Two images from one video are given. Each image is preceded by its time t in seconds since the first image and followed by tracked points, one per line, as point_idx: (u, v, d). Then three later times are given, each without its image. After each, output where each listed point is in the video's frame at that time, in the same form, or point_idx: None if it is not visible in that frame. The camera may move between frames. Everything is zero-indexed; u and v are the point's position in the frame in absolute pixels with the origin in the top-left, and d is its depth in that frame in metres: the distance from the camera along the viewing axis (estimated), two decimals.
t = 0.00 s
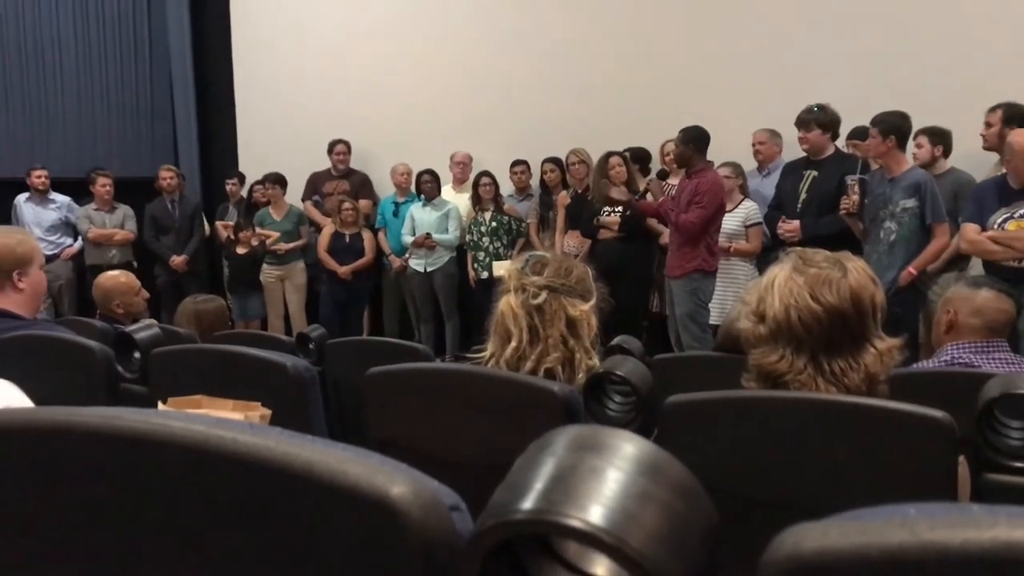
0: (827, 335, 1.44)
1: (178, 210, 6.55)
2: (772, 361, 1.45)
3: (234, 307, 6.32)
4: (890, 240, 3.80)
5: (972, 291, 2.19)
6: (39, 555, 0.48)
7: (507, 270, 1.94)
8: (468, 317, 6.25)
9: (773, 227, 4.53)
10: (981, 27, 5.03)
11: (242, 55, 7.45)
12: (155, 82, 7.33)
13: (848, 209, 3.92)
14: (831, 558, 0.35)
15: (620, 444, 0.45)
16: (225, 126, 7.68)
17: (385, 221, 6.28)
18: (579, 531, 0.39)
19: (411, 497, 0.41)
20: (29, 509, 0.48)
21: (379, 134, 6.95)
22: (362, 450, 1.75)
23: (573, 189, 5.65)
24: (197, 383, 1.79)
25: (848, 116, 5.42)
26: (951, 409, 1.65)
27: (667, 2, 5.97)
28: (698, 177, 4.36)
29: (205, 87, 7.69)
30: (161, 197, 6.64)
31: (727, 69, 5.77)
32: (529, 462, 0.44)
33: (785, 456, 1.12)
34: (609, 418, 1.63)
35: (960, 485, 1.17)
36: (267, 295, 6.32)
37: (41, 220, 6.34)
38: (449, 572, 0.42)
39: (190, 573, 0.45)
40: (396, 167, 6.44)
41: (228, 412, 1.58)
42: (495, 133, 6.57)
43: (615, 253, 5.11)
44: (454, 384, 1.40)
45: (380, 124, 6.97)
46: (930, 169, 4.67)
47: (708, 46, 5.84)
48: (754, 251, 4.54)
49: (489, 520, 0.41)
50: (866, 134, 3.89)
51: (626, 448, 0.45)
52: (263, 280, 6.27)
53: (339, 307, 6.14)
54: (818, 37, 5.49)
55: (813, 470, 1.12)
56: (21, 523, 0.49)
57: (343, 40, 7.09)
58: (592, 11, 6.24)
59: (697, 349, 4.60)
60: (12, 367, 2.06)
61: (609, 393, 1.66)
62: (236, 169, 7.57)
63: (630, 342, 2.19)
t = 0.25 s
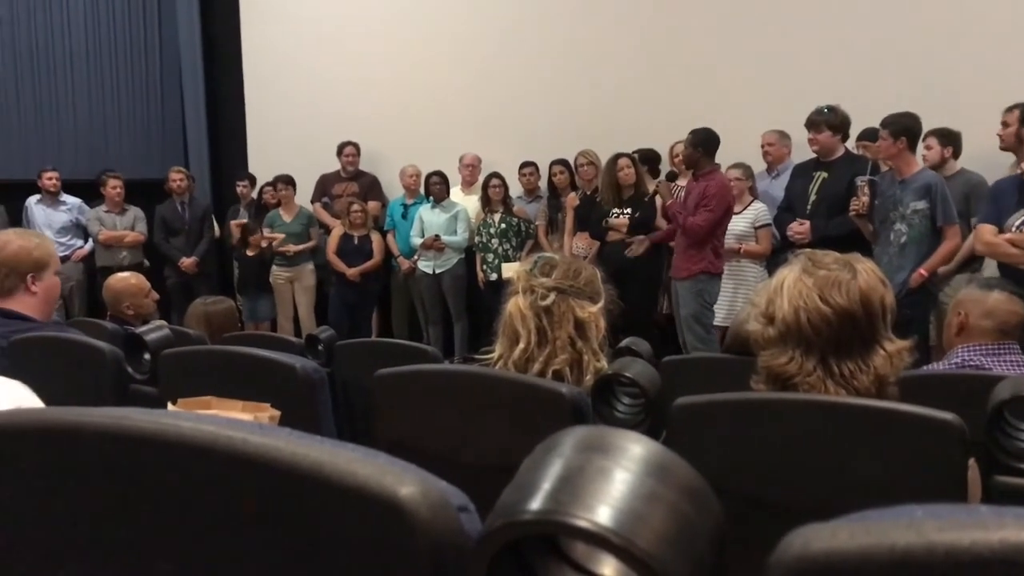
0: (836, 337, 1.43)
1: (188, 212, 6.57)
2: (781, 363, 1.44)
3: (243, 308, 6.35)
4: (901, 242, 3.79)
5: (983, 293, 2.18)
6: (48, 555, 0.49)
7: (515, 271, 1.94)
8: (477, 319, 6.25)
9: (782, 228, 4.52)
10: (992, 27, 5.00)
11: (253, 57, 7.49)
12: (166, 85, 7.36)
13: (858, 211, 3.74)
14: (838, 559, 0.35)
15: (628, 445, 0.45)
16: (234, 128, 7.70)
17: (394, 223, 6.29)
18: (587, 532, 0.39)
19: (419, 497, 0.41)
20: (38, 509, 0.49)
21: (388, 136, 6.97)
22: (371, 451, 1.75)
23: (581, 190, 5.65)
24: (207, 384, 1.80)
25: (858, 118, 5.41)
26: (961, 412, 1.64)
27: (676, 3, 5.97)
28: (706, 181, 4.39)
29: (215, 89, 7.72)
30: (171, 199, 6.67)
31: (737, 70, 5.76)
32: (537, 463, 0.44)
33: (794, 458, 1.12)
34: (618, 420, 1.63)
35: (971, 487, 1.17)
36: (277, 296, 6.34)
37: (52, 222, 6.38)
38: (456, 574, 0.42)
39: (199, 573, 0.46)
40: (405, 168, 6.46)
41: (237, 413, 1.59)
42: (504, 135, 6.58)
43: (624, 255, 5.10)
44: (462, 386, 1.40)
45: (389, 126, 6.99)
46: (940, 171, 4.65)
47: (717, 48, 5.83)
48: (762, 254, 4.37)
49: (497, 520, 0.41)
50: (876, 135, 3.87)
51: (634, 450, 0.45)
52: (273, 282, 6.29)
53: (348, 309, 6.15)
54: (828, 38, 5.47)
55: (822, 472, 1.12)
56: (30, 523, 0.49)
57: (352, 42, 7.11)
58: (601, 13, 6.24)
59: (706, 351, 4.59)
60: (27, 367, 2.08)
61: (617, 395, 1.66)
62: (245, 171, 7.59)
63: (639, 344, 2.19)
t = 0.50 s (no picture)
0: (844, 338, 1.43)
1: (196, 213, 6.59)
2: (789, 365, 1.44)
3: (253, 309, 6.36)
4: (909, 243, 3.78)
5: (991, 294, 2.17)
6: (58, 553, 0.49)
7: (523, 273, 1.94)
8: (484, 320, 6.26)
9: (790, 229, 4.51)
10: (1001, 28, 4.98)
11: (261, 59, 7.51)
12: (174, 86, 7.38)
13: (866, 212, 3.69)
14: (845, 560, 0.35)
15: (635, 445, 0.45)
16: (243, 130, 7.72)
17: (402, 224, 6.30)
18: (594, 532, 0.39)
19: (426, 498, 0.42)
20: (45, 510, 0.49)
21: (396, 137, 6.99)
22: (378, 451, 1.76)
23: (589, 191, 5.65)
24: (214, 384, 1.80)
25: (866, 118, 5.39)
26: (971, 414, 1.64)
27: (683, 5, 5.96)
28: (711, 181, 4.36)
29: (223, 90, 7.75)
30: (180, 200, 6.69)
31: (745, 72, 5.76)
32: (544, 464, 0.44)
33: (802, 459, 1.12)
34: (625, 421, 1.63)
35: (980, 489, 1.17)
36: (286, 297, 6.36)
37: (61, 224, 6.41)
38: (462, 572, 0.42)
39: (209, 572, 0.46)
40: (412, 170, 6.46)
41: (244, 413, 1.59)
42: (511, 136, 6.58)
43: (631, 256, 5.10)
44: (469, 387, 1.40)
45: (397, 127, 7.00)
46: (949, 172, 4.63)
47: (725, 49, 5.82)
48: (770, 254, 4.49)
49: (504, 522, 0.41)
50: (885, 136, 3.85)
51: (641, 451, 0.45)
52: (281, 283, 6.31)
53: (355, 310, 6.16)
54: (836, 39, 5.46)
55: (830, 474, 1.11)
56: (38, 521, 0.49)
57: (360, 43, 7.12)
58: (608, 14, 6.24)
59: (714, 352, 4.58)
60: (34, 368, 2.08)
61: (625, 396, 1.66)
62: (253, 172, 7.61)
63: (646, 345, 2.18)
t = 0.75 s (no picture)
0: (850, 339, 1.43)
1: (203, 214, 6.61)
2: (795, 365, 1.44)
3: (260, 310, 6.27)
4: (916, 243, 3.77)
5: (998, 295, 2.17)
6: (65, 553, 0.49)
7: (528, 273, 1.95)
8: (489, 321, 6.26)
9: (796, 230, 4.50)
10: (1007, 28, 4.97)
11: (267, 60, 7.52)
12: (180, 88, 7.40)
13: (871, 212, 3.71)
14: (852, 561, 0.35)
15: (641, 446, 0.45)
16: (248, 130, 7.74)
17: (407, 225, 6.31)
18: (600, 532, 0.39)
19: (433, 498, 0.42)
20: (56, 509, 0.49)
21: (401, 138, 7.00)
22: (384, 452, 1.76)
23: (594, 192, 5.65)
24: (221, 385, 1.81)
25: (872, 119, 5.38)
26: (976, 415, 1.64)
27: (689, 5, 5.96)
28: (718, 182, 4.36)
29: (229, 92, 7.77)
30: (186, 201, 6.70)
31: (750, 72, 5.75)
32: (551, 464, 0.44)
33: (808, 460, 1.12)
34: (630, 421, 1.63)
35: (987, 490, 1.16)
36: (292, 299, 6.38)
37: (67, 224, 6.43)
38: (469, 573, 0.42)
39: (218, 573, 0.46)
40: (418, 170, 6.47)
41: (251, 414, 1.60)
42: (516, 137, 6.59)
43: (637, 257, 5.10)
44: (476, 387, 1.40)
45: (402, 128, 7.01)
46: (956, 173, 4.63)
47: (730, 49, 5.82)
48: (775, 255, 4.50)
49: (510, 521, 0.41)
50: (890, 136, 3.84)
51: (647, 451, 0.45)
52: (288, 284, 6.33)
53: (360, 310, 6.16)
54: (842, 40, 5.45)
55: (836, 476, 1.11)
56: (46, 520, 0.49)
57: (366, 44, 7.14)
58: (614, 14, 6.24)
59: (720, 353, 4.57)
60: (42, 368, 2.10)
61: (631, 397, 1.66)
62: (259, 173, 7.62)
63: (652, 346, 2.19)
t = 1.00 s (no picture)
0: (856, 338, 1.43)
1: (208, 214, 6.62)
2: (800, 365, 1.44)
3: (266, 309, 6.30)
4: (922, 243, 3.76)
5: (1004, 294, 2.16)
6: (70, 553, 0.50)
7: (533, 273, 1.94)
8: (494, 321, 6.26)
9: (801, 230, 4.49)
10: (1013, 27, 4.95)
11: (272, 60, 7.54)
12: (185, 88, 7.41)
13: (877, 213, 3.69)
14: (860, 560, 0.34)
15: (647, 445, 0.45)
16: (253, 130, 7.75)
17: (412, 225, 6.31)
18: (605, 532, 0.39)
19: (438, 497, 0.42)
20: (61, 511, 0.49)
21: (406, 138, 7.00)
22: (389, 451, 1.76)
23: (598, 192, 5.65)
24: (226, 385, 1.81)
25: (877, 118, 5.37)
26: (982, 414, 1.63)
27: (694, 5, 5.95)
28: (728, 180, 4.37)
29: (235, 92, 7.79)
30: (192, 201, 6.72)
31: (756, 72, 5.74)
32: (556, 463, 0.44)
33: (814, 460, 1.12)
34: (635, 421, 1.63)
35: (993, 490, 1.16)
36: (298, 299, 6.38)
37: (73, 224, 6.45)
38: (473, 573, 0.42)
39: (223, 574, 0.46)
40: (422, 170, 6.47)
41: (257, 414, 1.61)
42: (521, 137, 6.59)
43: (642, 256, 5.10)
44: (481, 387, 1.40)
45: (407, 127, 7.01)
46: (962, 172, 4.61)
47: (735, 49, 5.81)
48: (780, 255, 4.48)
49: (515, 520, 0.41)
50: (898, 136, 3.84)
51: (653, 450, 0.45)
52: (293, 284, 6.33)
53: (365, 310, 6.17)
54: (847, 39, 5.44)
55: (841, 475, 1.11)
56: (51, 519, 0.50)
57: (370, 44, 7.15)
58: (618, 13, 6.23)
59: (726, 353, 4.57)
60: (48, 367, 2.11)
61: (636, 397, 1.66)
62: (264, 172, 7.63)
63: (657, 346, 2.18)
